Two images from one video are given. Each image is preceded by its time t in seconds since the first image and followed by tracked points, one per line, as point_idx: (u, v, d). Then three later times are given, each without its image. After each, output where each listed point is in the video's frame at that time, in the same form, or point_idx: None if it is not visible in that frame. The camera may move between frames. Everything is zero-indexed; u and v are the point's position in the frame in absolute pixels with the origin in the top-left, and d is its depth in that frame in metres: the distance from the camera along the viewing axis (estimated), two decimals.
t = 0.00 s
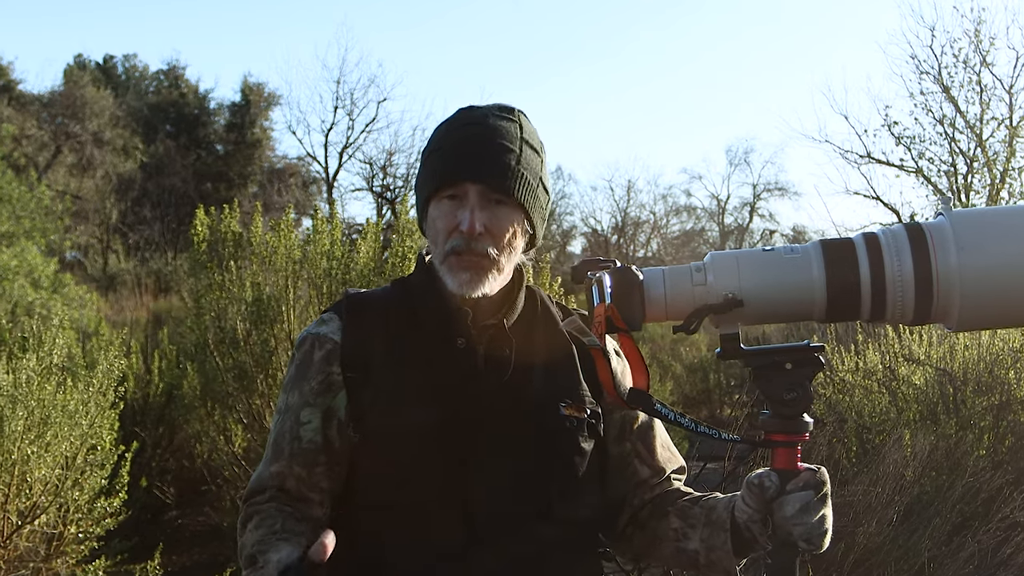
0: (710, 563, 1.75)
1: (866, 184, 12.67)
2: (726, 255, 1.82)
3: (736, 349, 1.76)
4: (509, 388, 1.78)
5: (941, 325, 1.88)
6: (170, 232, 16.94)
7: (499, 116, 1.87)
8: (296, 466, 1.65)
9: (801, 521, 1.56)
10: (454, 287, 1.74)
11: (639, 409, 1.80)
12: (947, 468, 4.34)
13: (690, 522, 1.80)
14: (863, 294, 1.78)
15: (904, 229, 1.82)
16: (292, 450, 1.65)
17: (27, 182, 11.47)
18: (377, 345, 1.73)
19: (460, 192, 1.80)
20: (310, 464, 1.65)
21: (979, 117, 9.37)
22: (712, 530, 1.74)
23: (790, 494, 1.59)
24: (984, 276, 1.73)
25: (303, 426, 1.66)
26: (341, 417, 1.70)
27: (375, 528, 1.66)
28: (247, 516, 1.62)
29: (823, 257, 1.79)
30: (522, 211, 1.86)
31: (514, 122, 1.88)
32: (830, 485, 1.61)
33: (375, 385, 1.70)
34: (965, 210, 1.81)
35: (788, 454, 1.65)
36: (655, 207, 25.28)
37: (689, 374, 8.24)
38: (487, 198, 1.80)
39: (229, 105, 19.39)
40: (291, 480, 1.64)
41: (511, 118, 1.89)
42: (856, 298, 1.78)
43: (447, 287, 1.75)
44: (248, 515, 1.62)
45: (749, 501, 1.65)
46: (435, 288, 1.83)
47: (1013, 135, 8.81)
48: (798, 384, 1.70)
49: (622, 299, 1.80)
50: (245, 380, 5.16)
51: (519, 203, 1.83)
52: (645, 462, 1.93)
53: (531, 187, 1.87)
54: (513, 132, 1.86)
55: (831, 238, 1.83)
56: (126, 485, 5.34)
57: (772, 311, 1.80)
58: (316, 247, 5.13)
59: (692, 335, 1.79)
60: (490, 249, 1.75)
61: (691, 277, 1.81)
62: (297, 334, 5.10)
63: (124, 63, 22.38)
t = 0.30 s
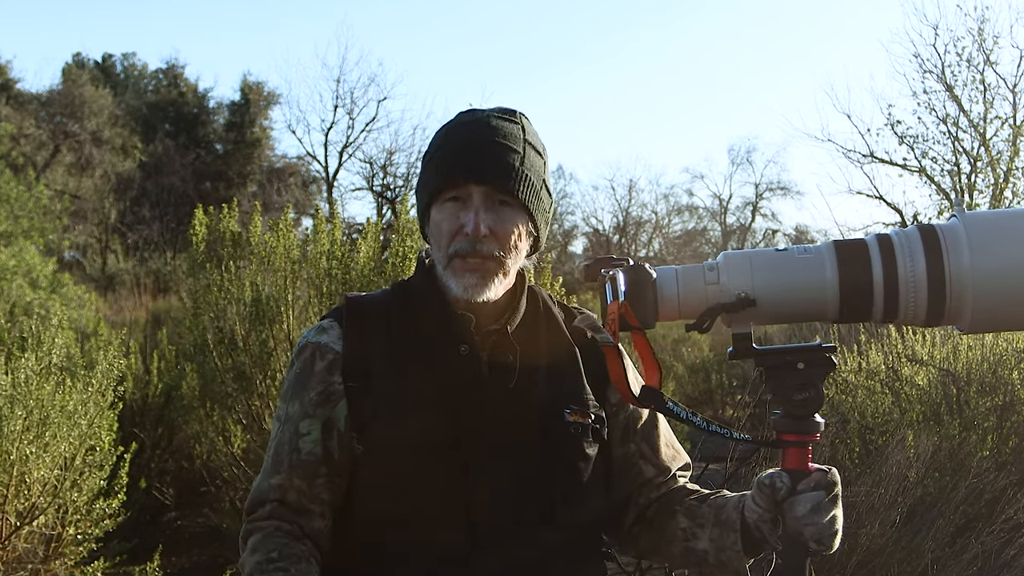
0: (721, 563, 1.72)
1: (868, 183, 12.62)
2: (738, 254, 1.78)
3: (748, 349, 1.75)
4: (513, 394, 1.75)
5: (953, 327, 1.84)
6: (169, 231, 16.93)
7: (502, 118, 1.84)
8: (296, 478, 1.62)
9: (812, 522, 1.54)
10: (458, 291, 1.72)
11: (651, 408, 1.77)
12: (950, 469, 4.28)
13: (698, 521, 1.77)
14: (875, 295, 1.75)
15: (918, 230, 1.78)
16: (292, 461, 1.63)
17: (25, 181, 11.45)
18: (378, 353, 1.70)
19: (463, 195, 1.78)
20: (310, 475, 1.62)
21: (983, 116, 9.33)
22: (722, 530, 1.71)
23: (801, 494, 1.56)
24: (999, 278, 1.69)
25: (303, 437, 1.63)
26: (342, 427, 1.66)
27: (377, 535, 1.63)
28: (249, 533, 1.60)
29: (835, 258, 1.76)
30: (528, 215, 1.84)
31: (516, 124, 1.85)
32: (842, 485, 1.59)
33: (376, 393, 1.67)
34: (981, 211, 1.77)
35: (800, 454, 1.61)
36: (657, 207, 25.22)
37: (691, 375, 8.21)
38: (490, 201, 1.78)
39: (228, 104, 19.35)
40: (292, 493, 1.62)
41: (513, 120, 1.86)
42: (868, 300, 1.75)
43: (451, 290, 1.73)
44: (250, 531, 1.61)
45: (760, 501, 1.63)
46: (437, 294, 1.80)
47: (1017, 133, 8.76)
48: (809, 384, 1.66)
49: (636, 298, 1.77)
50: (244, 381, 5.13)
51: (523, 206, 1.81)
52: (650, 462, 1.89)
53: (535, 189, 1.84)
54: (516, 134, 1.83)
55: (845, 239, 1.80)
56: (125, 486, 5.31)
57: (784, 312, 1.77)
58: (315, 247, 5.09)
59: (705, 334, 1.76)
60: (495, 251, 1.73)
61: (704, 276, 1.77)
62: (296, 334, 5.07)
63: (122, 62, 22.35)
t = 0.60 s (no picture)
0: (726, 566, 1.68)
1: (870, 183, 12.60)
2: (748, 254, 1.76)
3: (757, 348, 1.70)
4: (519, 395, 1.72)
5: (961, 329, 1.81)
6: (168, 231, 16.93)
7: (519, 121, 1.79)
8: (302, 478, 1.59)
9: (820, 522, 1.51)
10: (484, 299, 1.70)
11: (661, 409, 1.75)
12: (953, 469, 4.24)
13: (704, 523, 1.73)
14: (884, 295, 1.72)
15: (927, 230, 1.75)
16: (298, 460, 1.60)
17: (25, 180, 11.42)
18: (385, 353, 1.66)
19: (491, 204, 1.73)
20: (315, 475, 1.59)
21: (986, 116, 9.30)
22: (728, 532, 1.67)
23: (809, 495, 1.53)
24: (1008, 279, 1.67)
25: (308, 437, 1.60)
26: (350, 427, 1.62)
27: (379, 535, 1.61)
28: (254, 533, 1.57)
29: (846, 258, 1.73)
30: (548, 219, 1.82)
31: (533, 127, 1.82)
32: (849, 486, 1.56)
33: (384, 394, 1.63)
34: (991, 212, 1.74)
35: (809, 455, 1.59)
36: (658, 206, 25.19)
37: (692, 375, 8.19)
38: (517, 211, 1.75)
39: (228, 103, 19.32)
40: (298, 492, 1.59)
41: (530, 123, 1.82)
42: (878, 301, 1.72)
43: (476, 298, 1.70)
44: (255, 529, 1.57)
45: (767, 502, 1.59)
46: (447, 295, 1.76)
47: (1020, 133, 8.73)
48: (818, 384, 1.63)
49: (645, 298, 1.74)
50: (244, 382, 5.11)
51: (547, 213, 1.79)
52: (653, 462, 1.86)
53: (554, 196, 1.82)
54: (536, 139, 1.80)
55: (854, 239, 1.77)
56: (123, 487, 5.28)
57: (795, 313, 1.74)
58: (315, 247, 5.07)
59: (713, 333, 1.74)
60: (520, 261, 1.71)
61: (713, 275, 1.74)
62: (296, 334, 5.06)
63: (121, 60, 22.30)
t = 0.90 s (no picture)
0: (723, 568, 1.65)
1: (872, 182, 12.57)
2: (746, 254, 1.73)
3: (755, 348, 1.68)
4: (520, 393, 1.70)
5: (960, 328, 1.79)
6: (167, 231, 16.92)
7: (529, 121, 1.77)
8: (298, 474, 1.56)
9: (819, 523, 1.49)
10: (487, 299, 1.68)
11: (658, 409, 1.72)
12: (956, 470, 4.21)
13: (702, 524, 1.70)
14: (884, 295, 1.69)
15: (926, 229, 1.72)
16: (294, 456, 1.57)
17: (24, 180, 11.39)
18: (387, 352, 1.63)
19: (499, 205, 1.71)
20: (312, 472, 1.57)
21: (988, 115, 9.27)
22: (726, 533, 1.64)
23: (809, 495, 1.51)
24: (1008, 279, 1.64)
25: (306, 433, 1.58)
26: (351, 424, 1.59)
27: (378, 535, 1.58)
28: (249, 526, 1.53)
29: (844, 258, 1.70)
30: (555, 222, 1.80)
31: (542, 128, 1.79)
32: (848, 487, 1.54)
33: (386, 392, 1.60)
34: (990, 211, 1.71)
35: (808, 455, 1.56)
36: (659, 206, 25.16)
37: (694, 375, 8.16)
38: (525, 211, 1.72)
39: (227, 103, 19.28)
40: (293, 488, 1.55)
41: (540, 124, 1.79)
42: (877, 301, 1.69)
43: (479, 298, 1.68)
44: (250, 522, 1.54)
45: (766, 503, 1.56)
46: (449, 294, 1.73)
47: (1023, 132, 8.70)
48: (817, 384, 1.61)
49: (643, 297, 1.71)
50: (243, 382, 5.08)
51: (554, 215, 1.76)
52: (648, 463, 1.83)
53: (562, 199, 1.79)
54: (546, 141, 1.77)
55: (853, 239, 1.74)
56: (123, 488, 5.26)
57: (793, 313, 1.72)
58: (315, 247, 5.04)
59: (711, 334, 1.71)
60: (528, 262, 1.69)
61: (711, 275, 1.73)
62: (296, 334, 5.04)
63: (120, 60, 22.27)
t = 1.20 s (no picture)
0: (718, 569, 1.63)
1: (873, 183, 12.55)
2: (737, 254, 1.71)
3: (747, 349, 1.66)
4: (514, 394, 1.68)
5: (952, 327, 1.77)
6: (166, 231, 16.91)
7: (531, 130, 1.77)
8: (292, 472, 1.53)
9: (812, 523, 1.46)
10: (461, 297, 1.65)
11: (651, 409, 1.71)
12: (957, 471, 4.17)
13: (696, 525, 1.68)
14: (874, 294, 1.67)
15: (916, 228, 1.71)
16: (288, 455, 1.54)
17: (23, 180, 11.36)
18: (383, 352, 1.61)
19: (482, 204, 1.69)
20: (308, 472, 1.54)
21: (990, 114, 9.25)
22: (720, 534, 1.63)
23: (801, 495, 1.48)
24: (997, 276, 1.62)
25: (302, 432, 1.55)
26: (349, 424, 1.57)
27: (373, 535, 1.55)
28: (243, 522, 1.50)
29: (835, 257, 1.68)
30: (541, 234, 1.76)
31: (546, 139, 1.79)
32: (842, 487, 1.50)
33: (382, 392, 1.59)
34: (979, 210, 1.70)
35: (799, 454, 1.54)
36: (660, 206, 25.14)
37: (695, 376, 8.14)
38: (508, 214, 1.69)
39: (227, 102, 19.26)
40: (287, 486, 1.53)
41: (544, 135, 1.79)
42: (868, 300, 1.67)
43: (454, 295, 1.66)
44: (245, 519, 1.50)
45: (759, 503, 1.55)
46: (442, 293, 1.71)
47: None
48: (808, 384, 1.59)
49: (634, 297, 1.69)
50: (243, 382, 5.05)
51: (540, 223, 1.72)
52: (643, 465, 1.81)
53: (554, 208, 1.77)
54: (544, 150, 1.76)
55: (844, 238, 1.72)
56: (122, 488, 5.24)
57: (783, 312, 1.70)
58: (315, 247, 5.03)
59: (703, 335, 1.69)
60: (503, 265, 1.65)
61: (701, 276, 1.70)
62: (296, 334, 5.02)
63: (119, 59, 22.25)
